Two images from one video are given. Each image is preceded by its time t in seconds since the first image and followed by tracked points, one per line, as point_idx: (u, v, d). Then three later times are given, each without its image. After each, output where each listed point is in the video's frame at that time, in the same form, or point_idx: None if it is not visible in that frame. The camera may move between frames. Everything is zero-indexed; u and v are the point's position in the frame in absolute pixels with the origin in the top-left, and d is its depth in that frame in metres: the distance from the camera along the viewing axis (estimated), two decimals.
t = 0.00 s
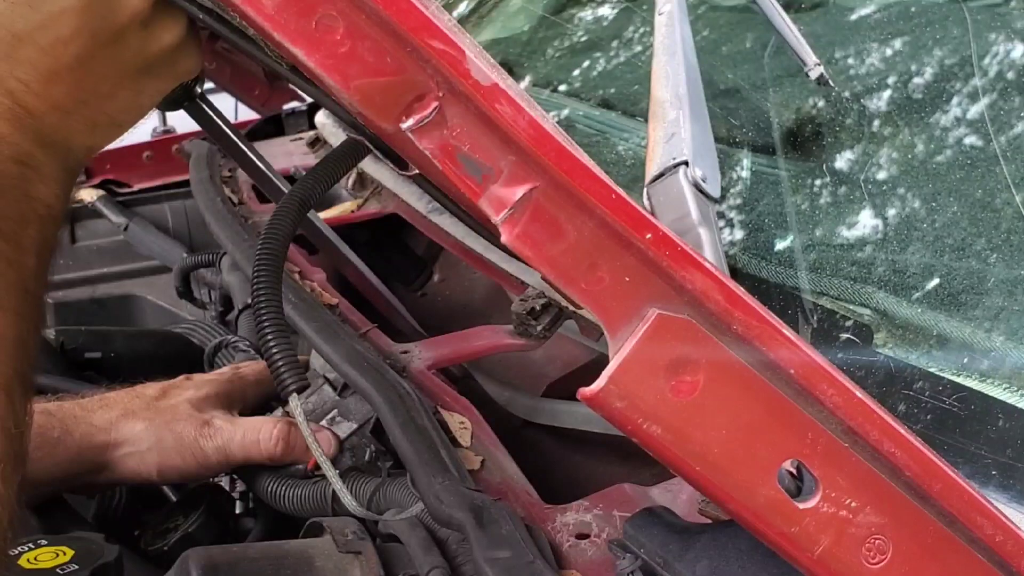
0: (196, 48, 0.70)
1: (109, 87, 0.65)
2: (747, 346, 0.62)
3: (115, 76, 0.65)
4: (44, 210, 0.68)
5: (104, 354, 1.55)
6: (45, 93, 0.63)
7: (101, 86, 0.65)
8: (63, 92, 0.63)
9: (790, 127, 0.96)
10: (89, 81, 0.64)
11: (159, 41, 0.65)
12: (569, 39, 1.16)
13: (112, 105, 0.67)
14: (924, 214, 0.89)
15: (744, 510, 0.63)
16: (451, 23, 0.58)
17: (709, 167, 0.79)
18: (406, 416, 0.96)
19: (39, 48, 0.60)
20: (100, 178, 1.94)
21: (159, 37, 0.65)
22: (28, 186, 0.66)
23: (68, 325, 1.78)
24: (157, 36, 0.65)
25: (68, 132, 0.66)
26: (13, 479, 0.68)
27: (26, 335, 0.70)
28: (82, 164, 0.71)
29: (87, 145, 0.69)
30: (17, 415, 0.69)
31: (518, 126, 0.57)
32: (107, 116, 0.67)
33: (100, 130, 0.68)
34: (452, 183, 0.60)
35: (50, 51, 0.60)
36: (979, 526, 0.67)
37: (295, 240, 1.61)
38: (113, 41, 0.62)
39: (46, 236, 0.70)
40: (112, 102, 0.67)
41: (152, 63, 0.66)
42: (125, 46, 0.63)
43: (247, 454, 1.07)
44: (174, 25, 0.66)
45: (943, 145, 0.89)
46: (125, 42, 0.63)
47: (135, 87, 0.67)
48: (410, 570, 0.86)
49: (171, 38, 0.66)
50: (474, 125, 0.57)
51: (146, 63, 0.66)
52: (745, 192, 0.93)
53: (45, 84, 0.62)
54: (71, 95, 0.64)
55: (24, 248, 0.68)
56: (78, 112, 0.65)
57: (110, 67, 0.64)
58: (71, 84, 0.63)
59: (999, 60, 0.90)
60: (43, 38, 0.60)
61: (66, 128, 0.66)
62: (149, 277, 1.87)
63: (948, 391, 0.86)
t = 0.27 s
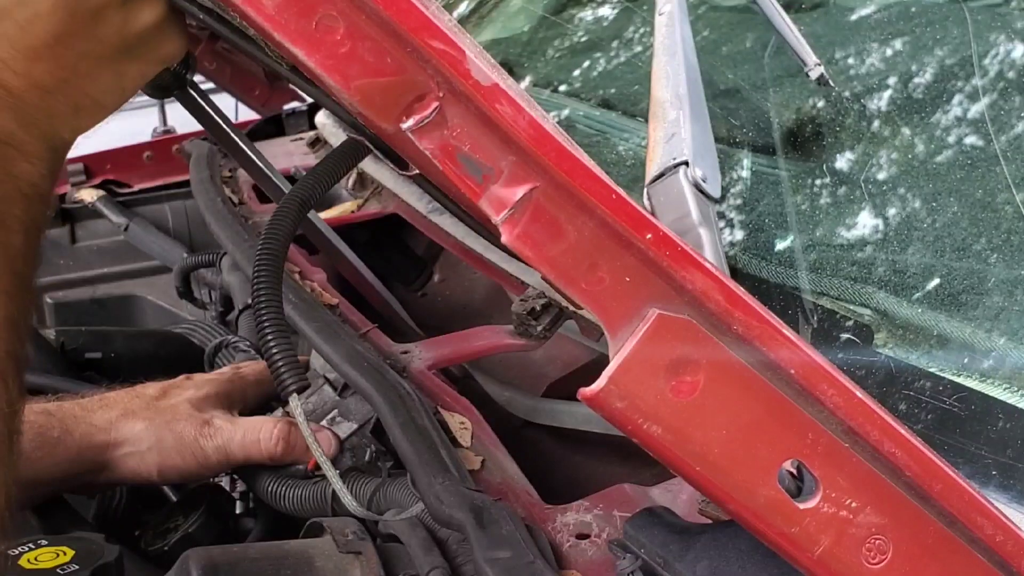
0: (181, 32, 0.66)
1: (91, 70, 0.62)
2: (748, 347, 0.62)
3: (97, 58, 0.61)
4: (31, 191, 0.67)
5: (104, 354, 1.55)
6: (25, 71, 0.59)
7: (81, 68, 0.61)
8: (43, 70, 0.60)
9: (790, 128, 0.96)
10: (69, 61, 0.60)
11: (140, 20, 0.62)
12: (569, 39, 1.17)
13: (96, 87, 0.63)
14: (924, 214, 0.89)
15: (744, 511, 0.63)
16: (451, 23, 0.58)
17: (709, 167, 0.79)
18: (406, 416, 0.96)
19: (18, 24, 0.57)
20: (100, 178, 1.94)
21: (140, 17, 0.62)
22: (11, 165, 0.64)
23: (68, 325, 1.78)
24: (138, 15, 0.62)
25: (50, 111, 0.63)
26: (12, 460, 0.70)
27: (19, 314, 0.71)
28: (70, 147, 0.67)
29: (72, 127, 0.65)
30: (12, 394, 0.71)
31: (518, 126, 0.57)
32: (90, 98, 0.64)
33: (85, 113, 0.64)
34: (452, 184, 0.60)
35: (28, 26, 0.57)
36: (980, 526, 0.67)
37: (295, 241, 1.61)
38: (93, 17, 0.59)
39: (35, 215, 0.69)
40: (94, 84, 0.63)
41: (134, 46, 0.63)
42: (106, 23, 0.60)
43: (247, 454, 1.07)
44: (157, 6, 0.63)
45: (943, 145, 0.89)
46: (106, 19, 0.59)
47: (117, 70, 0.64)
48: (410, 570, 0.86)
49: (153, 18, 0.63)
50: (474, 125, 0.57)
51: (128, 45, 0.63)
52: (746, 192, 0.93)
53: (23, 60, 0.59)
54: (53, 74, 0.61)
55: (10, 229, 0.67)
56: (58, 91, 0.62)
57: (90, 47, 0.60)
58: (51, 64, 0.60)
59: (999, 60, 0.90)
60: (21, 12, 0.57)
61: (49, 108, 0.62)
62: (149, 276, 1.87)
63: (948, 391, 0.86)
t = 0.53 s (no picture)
0: (187, 36, 0.67)
1: (97, 74, 0.62)
2: (748, 347, 0.62)
3: (103, 65, 0.62)
4: (37, 194, 0.67)
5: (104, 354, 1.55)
6: (32, 78, 0.61)
7: (88, 73, 0.62)
8: (50, 76, 0.61)
9: (791, 128, 0.96)
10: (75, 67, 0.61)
11: (144, 25, 0.63)
12: (569, 39, 1.17)
13: (106, 92, 0.64)
14: (924, 214, 0.89)
15: (744, 511, 0.63)
16: (451, 23, 0.58)
17: (709, 167, 0.79)
18: (406, 416, 0.96)
19: (24, 32, 0.59)
20: (100, 179, 1.94)
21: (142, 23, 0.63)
22: (18, 169, 0.65)
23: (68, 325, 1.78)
24: (141, 19, 0.62)
25: (58, 117, 0.63)
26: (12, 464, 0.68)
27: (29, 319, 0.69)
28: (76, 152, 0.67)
29: (77, 131, 0.65)
30: (18, 396, 0.68)
31: (519, 126, 0.57)
32: (98, 103, 0.64)
33: (92, 118, 0.64)
34: (452, 184, 0.60)
35: (35, 35, 0.59)
36: (981, 526, 0.67)
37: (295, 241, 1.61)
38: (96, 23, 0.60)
39: (41, 218, 0.68)
40: (103, 88, 0.63)
41: (139, 49, 0.64)
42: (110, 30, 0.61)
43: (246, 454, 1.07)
44: (161, 11, 0.63)
45: (943, 145, 0.89)
46: (109, 25, 0.61)
47: (124, 75, 0.64)
48: (410, 570, 0.86)
49: (157, 22, 0.63)
50: (474, 125, 0.57)
51: (133, 50, 0.63)
52: (745, 192, 0.93)
53: (30, 68, 0.60)
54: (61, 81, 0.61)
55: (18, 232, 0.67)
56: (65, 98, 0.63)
57: (95, 53, 0.61)
58: (57, 70, 0.61)
59: (1000, 59, 0.90)
60: (28, 22, 0.59)
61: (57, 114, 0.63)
62: (149, 277, 1.87)
63: (949, 391, 0.86)
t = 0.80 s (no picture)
0: (186, 33, 0.65)
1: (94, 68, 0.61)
2: (748, 347, 0.62)
3: (99, 57, 0.60)
4: (33, 185, 0.68)
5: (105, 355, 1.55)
6: (28, 71, 0.59)
7: (84, 66, 0.60)
8: (45, 68, 0.59)
9: (791, 128, 0.96)
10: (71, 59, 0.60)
11: (142, 19, 0.61)
12: (569, 40, 1.17)
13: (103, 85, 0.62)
14: (924, 214, 0.89)
15: (744, 511, 0.63)
16: (451, 24, 0.59)
17: (709, 167, 0.79)
18: (407, 416, 0.96)
19: (20, 25, 0.57)
20: (101, 179, 1.94)
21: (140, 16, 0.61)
22: (14, 161, 0.65)
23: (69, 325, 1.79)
24: (138, 13, 0.61)
25: (53, 110, 0.62)
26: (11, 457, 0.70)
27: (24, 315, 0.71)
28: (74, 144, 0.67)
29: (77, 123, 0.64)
30: (16, 393, 0.71)
31: (519, 127, 0.57)
32: (93, 96, 0.63)
33: (87, 110, 0.63)
34: (453, 184, 0.60)
35: (31, 28, 0.57)
36: (980, 526, 0.67)
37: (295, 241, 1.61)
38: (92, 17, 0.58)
39: (38, 211, 0.70)
40: (100, 82, 0.62)
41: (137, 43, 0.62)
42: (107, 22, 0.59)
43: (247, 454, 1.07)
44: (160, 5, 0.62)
45: (943, 145, 0.89)
46: (105, 18, 0.59)
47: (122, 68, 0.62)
48: (410, 570, 0.86)
49: (155, 17, 0.62)
50: (474, 125, 0.57)
51: (131, 44, 0.61)
52: (745, 193, 0.93)
53: (25, 60, 0.59)
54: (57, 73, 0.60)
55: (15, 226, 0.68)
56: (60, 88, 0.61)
57: (92, 46, 0.60)
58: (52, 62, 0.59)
59: (1000, 59, 0.90)
60: (25, 15, 0.57)
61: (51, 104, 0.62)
62: (150, 277, 1.87)
63: (949, 391, 0.86)
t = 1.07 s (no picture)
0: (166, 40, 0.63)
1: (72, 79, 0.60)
2: (748, 347, 0.62)
3: (80, 69, 0.60)
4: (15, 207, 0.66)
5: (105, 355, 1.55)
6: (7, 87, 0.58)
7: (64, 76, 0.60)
8: (24, 86, 0.59)
9: (791, 128, 0.96)
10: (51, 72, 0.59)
11: (122, 32, 0.60)
12: (569, 40, 1.17)
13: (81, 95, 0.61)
14: (924, 214, 0.89)
15: (744, 511, 0.63)
16: (451, 24, 0.59)
17: (708, 167, 0.79)
18: (407, 416, 0.96)
19: None
20: (101, 179, 1.94)
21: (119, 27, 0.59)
22: None
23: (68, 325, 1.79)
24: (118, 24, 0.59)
25: (33, 128, 0.62)
26: None
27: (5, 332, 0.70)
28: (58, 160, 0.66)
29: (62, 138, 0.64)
30: None
31: (519, 127, 0.57)
32: (74, 112, 0.62)
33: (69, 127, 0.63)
34: (453, 185, 0.60)
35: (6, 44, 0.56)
36: (980, 526, 0.67)
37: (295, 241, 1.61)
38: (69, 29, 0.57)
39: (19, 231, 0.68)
40: (79, 98, 0.61)
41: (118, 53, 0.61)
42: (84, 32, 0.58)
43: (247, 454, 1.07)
44: (139, 15, 0.60)
45: (943, 145, 0.89)
46: (82, 32, 0.58)
47: (103, 82, 0.61)
48: (410, 570, 0.86)
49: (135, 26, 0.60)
50: (474, 125, 0.57)
51: (112, 57, 0.61)
52: (745, 193, 0.93)
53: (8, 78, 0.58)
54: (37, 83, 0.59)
55: None
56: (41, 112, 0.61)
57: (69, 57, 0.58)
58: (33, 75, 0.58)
59: (1000, 59, 0.90)
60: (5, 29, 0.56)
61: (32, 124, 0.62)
62: (149, 277, 1.87)
63: (949, 391, 0.86)
